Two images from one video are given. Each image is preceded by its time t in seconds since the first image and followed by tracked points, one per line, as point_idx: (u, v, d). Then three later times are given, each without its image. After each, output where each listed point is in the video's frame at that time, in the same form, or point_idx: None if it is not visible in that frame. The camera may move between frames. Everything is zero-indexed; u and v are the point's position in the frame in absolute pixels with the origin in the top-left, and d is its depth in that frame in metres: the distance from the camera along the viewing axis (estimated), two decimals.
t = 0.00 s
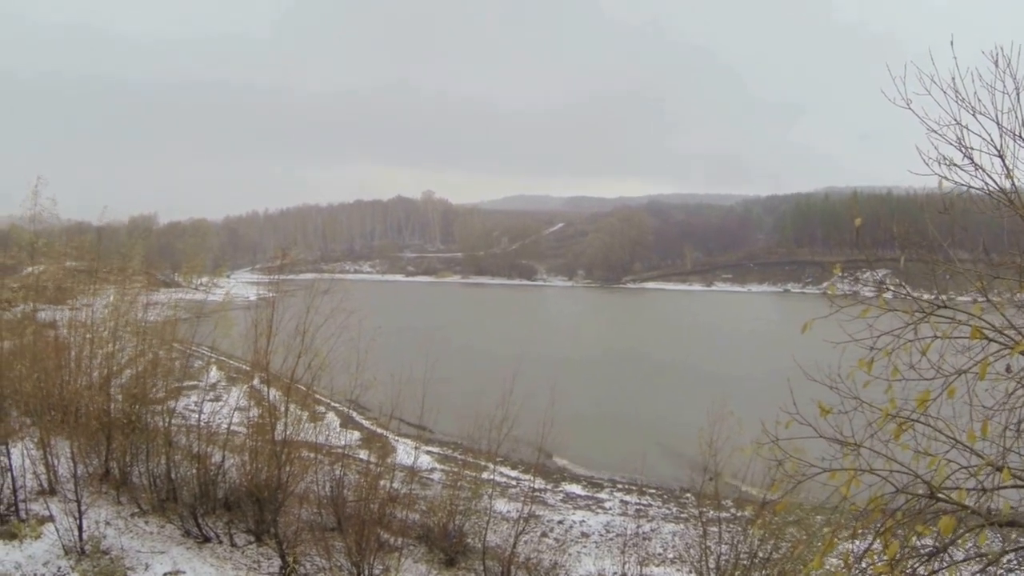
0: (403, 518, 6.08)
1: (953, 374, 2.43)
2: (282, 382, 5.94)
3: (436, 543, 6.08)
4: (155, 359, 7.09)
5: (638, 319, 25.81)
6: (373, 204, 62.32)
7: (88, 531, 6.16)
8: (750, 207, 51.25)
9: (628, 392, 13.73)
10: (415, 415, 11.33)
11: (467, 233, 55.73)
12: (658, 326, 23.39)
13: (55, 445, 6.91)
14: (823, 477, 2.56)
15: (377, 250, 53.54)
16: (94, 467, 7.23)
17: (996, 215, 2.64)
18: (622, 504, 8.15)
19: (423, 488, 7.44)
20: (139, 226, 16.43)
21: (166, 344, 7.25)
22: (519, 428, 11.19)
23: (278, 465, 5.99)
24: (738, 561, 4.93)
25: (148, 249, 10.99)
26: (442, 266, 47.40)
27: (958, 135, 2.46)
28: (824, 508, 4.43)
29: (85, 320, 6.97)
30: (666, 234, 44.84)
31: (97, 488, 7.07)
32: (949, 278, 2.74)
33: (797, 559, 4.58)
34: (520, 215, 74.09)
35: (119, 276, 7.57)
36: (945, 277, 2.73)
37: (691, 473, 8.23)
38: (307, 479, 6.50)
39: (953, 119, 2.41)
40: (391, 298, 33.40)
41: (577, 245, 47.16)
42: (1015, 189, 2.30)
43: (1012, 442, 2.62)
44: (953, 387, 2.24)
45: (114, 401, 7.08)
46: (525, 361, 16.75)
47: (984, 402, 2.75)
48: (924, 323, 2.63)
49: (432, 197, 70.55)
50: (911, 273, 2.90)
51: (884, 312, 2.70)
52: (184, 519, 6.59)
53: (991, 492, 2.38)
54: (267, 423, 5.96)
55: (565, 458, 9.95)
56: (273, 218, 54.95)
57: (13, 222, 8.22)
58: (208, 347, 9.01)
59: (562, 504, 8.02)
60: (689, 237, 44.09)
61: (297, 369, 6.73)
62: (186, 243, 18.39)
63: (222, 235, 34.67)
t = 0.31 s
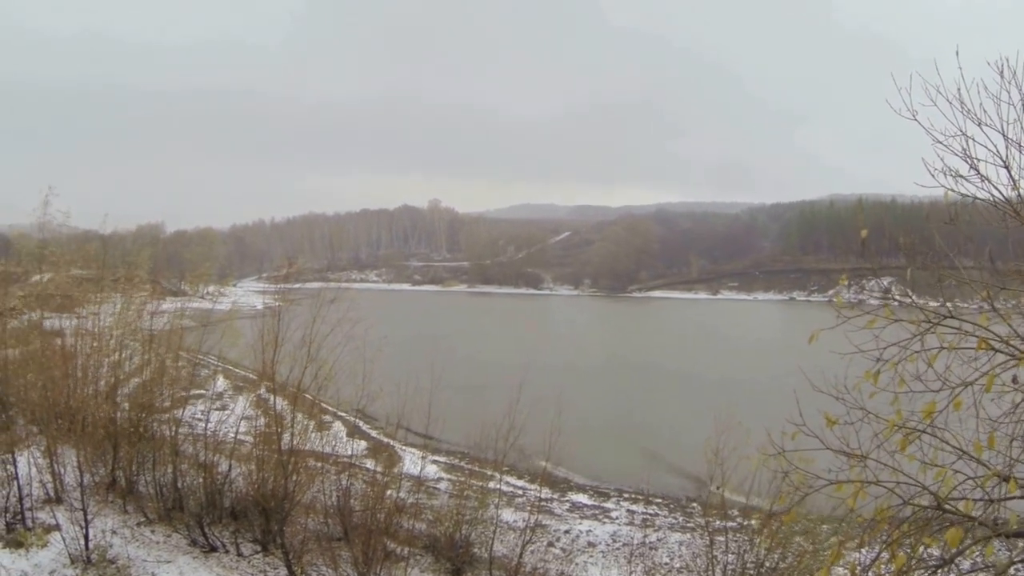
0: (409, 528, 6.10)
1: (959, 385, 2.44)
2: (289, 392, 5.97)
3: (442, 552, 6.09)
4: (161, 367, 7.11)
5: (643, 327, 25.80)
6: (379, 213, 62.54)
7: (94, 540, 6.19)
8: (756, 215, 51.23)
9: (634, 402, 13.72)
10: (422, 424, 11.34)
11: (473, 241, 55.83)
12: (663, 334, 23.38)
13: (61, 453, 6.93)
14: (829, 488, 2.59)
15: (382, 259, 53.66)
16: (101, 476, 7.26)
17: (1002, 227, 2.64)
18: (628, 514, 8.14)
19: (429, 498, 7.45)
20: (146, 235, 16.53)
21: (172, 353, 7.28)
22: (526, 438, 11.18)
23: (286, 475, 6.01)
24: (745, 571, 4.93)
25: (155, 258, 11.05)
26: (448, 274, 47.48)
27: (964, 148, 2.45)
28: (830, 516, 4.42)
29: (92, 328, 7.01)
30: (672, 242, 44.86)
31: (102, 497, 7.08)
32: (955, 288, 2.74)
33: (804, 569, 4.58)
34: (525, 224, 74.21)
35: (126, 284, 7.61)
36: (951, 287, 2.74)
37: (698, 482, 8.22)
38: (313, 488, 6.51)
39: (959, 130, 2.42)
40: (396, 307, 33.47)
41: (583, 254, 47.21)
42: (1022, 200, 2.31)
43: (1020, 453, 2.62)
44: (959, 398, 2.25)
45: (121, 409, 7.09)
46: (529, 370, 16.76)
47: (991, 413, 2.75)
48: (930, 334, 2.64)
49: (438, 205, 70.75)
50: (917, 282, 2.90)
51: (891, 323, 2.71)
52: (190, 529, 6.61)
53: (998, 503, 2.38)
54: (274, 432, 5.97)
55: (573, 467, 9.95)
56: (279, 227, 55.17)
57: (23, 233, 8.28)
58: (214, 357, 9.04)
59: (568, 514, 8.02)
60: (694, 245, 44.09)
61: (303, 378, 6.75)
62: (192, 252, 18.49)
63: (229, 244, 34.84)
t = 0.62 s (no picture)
0: (417, 536, 6.11)
1: (967, 397, 2.44)
2: (296, 400, 5.99)
3: (449, 562, 6.07)
4: (169, 376, 7.14)
5: (650, 336, 25.78)
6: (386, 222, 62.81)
7: (101, 548, 6.21)
8: (763, 223, 51.15)
9: (640, 410, 13.70)
10: (430, 433, 11.36)
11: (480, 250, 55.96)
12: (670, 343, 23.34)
13: (69, 462, 6.96)
14: (837, 500, 2.59)
15: (390, 267, 53.86)
16: (108, 484, 7.28)
17: (1009, 236, 2.64)
18: (636, 523, 8.11)
19: (437, 507, 7.45)
20: (156, 245, 16.65)
21: (180, 361, 7.31)
22: (533, 447, 11.17)
23: (293, 484, 6.02)
24: None
25: (165, 268, 11.13)
26: (455, 283, 47.60)
27: (972, 158, 2.46)
28: (838, 526, 4.41)
29: (100, 337, 7.06)
30: (679, 250, 44.85)
31: (110, 506, 7.09)
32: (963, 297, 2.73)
33: None
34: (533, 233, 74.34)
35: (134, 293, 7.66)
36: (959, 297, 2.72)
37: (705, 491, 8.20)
38: (321, 497, 6.52)
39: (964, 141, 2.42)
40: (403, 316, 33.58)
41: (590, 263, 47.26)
42: None
43: None
44: (967, 409, 2.24)
45: (128, 417, 7.12)
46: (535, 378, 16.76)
47: (999, 425, 2.74)
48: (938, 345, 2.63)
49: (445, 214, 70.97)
50: (925, 291, 2.89)
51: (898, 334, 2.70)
52: (198, 538, 6.63)
53: (1006, 514, 2.37)
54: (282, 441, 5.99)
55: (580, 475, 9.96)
56: (287, 236, 55.49)
57: (34, 243, 8.37)
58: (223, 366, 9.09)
59: (576, 523, 8.01)
60: (702, 253, 44.07)
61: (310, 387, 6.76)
62: (201, 261, 18.63)
63: (238, 253, 35.08)
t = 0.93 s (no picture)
0: (426, 546, 6.10)
1: (976, 408, 2.42)
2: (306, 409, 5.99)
3: (458, 572, 6.05)
4: (178, 384, 7.14)
5: (658, 344, 25.69)
6: (394, 230, 63.00)
7: (111, 556, 6.20)
8: (771, 231, 51.00)
9: (648, 419, 13.62)
10: (438, 442, 11.34)
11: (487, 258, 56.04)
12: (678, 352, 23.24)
13: (78, 469, 6.97)
14: (845, 510, 2.58)
15: (397, 276, 53.97)
16: (117, 492, 7.28)
17: (1019, 244, 2.62)
18: (645, 531, 8.07)
19: (446, 516, 7.44)
20: (164, 252, 16.72)
21: (189, 369, 7.32)
22: (542, 456, 11.11)
23: (304, 493, 6.01)
24: None
25: (174, 275, 11.18)
26: (463, 291, 47.63)
27: (978, 168, 2.45)
28: (848, 534, 4.39)
29: (109, 344, 7.10)
30: (687, 258, 44.78)
31: (119, 514, 7.10)
32: (972, 309, 2.70)
33: None
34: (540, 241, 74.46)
35: (142, 300, 7.69)
36: (968, 309, 2.70)
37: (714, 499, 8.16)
38: (330, 505, 6.50)
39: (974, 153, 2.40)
40: (410, 325, 33.58)
41: (597, 271, 47.21)
42: None
43: None
44: (974, 419, 2.24)
45: (138, 426, 7.11)
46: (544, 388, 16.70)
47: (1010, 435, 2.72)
48: (945, 356, 2.62)
49: (453, 223, 71.15)
50: (934, 300, 2.87)
51: (906, 345, 2.69)
52: (206, 546, 6.61)
53: (1017, 525, 2.34)
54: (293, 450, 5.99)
55: (590, 483, 9.93)
56: (296, 244, 55.71)
57: (44, 249, 8.42)
58: (231, 373, 9.10)
59: (585, 532, 7.97)
60: (710, 261, 43.96)
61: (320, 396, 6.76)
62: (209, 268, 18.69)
63: (246, 261, 35.21)
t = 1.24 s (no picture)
0: (436, 553, 6.06)
1: (986, 418, 2.36)
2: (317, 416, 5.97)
3: None
4: (187, 391, 7.14)
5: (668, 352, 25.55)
6: (404, 238, 63.17)
7: (120, 563, 6.19)
8: (781, 238, 50.77)
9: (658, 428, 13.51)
10: (448, 450, 11.29)
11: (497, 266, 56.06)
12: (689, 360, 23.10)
13: (89, 476, 6.98)
14: (856, 520, 2.53)
15: (407, 283, 54.07)
16: (127, 499, 7.28)
17: None
18: (655, 539, 7.98)
19: (456, 524, 7.39)
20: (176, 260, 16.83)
21: (199, 376, 7.33)
22: (552, 465, 11.03)
23: (314, 501, 5.97)
24: None
25: (185, 282, 11.23)
26: (472, 299, 47.63)
27: (989, 176, 2.38)
28: (861, 542, 4.32)
29: (118, 351, 7.14)
30: (697, 265, 44.61)
31: (129, 521, 7.11)
32: (983, 317, 2.64)
33: None
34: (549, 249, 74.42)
35: (152, 307, 7.73)
36: (979, 317, 2.64)
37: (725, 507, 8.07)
38: (340, 512, 6.45)
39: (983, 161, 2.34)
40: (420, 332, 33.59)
41: (607, 278, 47.11)
42: None
43: None
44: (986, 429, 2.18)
45: (148, 433, 7.12)
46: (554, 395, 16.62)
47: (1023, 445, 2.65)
48: (956, 365, 2.55)
49: (462, 231, 71.27)
50: (945, 308, 2.80)
51: (916, 353, 2.62)
52: (216, 554, 6.60)
53: None
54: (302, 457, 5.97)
55: (601, 491, 9.86)
56: (306, 252, 55.95)
57: (56, 256, 8.49)
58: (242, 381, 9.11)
59: (595, 540, 7.89)
60: (720, 268, 43.77)
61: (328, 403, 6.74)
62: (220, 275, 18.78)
63: (258, 268, 35.39)
